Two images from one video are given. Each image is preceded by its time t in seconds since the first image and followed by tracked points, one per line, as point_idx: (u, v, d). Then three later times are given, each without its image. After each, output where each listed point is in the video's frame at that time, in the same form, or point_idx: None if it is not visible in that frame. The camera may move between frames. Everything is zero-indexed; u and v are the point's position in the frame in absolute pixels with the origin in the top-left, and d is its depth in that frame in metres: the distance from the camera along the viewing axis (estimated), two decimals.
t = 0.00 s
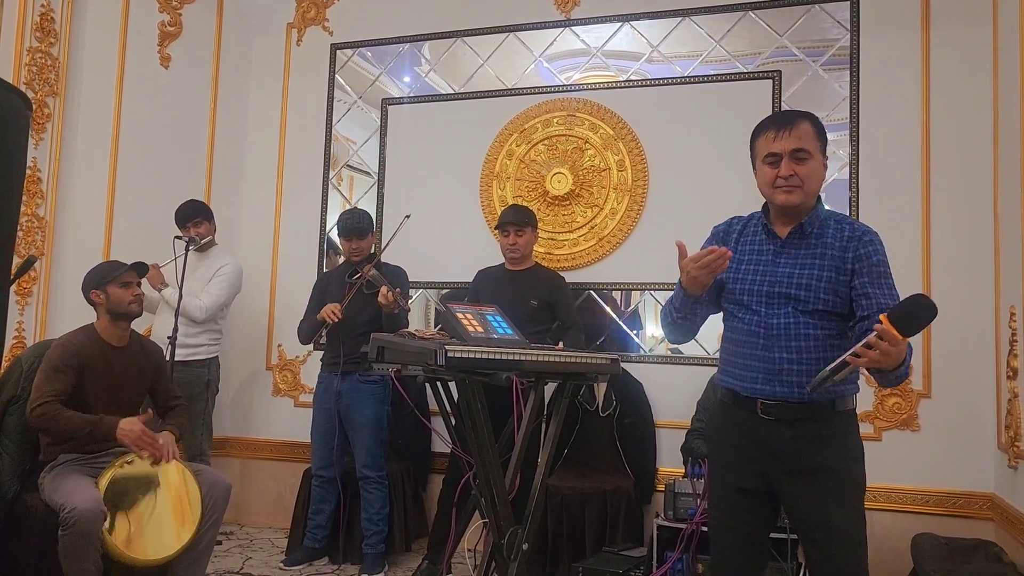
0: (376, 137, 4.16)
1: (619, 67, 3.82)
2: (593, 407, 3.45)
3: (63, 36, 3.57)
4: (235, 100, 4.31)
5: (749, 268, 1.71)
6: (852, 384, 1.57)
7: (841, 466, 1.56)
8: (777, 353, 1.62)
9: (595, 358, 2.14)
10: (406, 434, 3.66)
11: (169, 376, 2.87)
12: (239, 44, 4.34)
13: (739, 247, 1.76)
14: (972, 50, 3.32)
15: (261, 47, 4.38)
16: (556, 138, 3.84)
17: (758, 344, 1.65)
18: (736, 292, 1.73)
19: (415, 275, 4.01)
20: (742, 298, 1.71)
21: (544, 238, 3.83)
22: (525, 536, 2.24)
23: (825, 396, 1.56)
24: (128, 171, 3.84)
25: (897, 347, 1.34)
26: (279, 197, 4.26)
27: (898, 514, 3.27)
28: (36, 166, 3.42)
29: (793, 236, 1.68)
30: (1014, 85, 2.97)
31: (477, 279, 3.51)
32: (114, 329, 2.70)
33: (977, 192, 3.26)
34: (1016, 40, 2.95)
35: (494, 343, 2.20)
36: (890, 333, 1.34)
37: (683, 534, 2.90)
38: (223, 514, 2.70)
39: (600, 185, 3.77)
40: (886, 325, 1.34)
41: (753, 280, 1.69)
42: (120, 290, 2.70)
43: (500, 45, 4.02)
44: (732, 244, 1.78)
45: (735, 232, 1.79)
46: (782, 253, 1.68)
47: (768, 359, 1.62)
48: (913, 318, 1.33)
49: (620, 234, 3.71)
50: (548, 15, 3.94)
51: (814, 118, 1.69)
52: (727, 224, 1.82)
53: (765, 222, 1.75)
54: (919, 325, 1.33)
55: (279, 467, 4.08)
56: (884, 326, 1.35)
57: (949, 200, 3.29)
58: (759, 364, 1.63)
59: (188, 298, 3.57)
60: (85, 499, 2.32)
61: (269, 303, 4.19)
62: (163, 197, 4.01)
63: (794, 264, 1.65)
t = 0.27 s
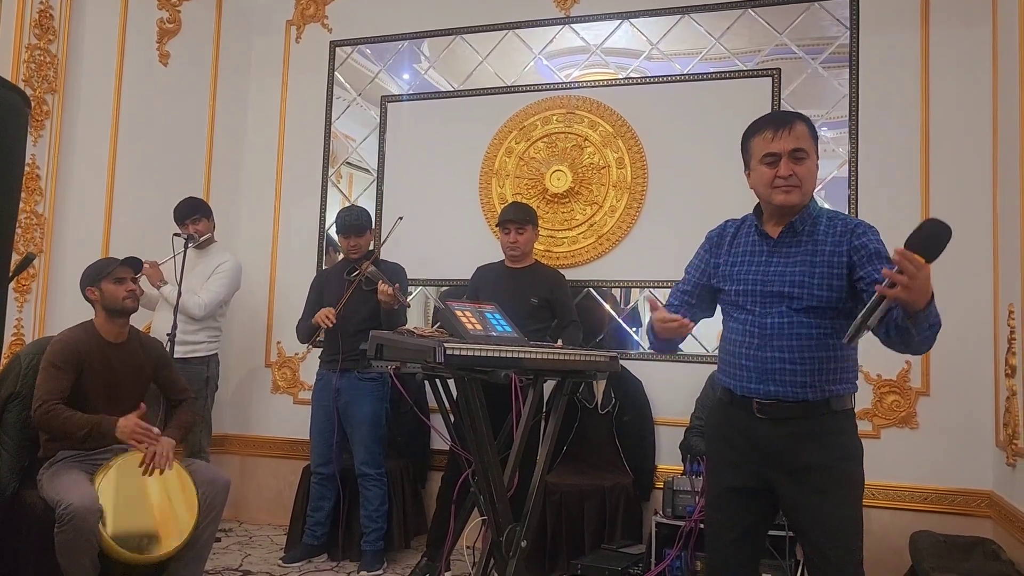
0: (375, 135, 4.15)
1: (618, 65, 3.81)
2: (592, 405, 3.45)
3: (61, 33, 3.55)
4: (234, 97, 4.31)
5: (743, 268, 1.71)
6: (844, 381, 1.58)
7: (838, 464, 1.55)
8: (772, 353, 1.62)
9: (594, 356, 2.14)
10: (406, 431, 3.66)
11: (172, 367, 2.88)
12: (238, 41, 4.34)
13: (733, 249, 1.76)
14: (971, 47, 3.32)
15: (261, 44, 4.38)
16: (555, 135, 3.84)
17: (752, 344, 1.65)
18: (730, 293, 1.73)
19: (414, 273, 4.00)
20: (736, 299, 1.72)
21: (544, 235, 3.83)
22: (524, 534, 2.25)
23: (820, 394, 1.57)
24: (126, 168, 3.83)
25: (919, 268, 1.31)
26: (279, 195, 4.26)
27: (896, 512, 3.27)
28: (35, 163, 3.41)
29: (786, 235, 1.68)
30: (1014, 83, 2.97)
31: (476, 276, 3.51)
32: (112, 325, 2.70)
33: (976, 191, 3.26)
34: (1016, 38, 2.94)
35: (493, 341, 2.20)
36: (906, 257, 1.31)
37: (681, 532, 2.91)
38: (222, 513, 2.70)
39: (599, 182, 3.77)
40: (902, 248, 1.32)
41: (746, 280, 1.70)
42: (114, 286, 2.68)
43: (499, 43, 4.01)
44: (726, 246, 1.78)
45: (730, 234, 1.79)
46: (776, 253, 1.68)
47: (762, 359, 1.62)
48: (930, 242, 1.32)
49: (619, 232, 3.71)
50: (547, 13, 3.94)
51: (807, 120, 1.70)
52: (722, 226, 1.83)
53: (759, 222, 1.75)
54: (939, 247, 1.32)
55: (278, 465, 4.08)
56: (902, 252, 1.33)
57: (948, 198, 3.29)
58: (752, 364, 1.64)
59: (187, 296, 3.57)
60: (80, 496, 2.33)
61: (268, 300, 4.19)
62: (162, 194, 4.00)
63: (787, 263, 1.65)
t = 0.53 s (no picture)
0: (374, 132, 4.15)
1: (617, 63, 3.81)
2: (591, 403, 3.45)
3: (60, 31, 3.54)
4: (233, 95, 4.31)
5: (772, 260, 1.65)
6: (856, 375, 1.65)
7: (843, 463, 1.57)
8: (811, 348, 1.59)
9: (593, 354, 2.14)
10: (404, 429, 3.66)
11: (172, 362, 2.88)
12: (237, 39, 4.34)
13: (753, 238, 1.69)
14: (970, 45, 3.32)
15: (260, 42, 4.38)
16: (554, 133, 3.84)
17: (788, 337, 1.60)
18: (756, 285, 1.66)
19: (413, 271, 4.00)
20: (762, 292, 1.66)
21: (543, 233, 3.82)
22: (523, 532, 2.25)
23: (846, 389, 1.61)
24: (125, 166, 3.83)
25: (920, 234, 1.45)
26: (277, 193, 4.25)
27: (895, 510, 3.27)
28: (33, 161, 3.40)
29: (808, 228, 1.68)
30: (1013, 81, 2.97)
31: (476, 274, 3.51)
32: (112, 322, 2.70)
33: (975, 189, 3.26)
34: (1015, 36, 2.94)
35: (492, 339, 2.20)
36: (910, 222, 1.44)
37: (681, 530, 2.91)
38: (223, 508, 2.70)
39: (598, 180, 3.76)
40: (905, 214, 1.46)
41: (778, 272, 1.64)
42: (116, 284, 2.68)
43: (498, 41, 4.01)
44: (744, 235, 1.69)
45: (745, 222, 1.71)
46: (803, 247, 1.66)
47: (798, 354, 1.59)
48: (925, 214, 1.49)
49: (618, 230, 3.71)
50: (546, 11, 3.94)
51: (810, 114, 1.69)
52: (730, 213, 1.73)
53: (772, 212, 1.70)
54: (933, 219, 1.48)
55: (277, 463, 4.08)
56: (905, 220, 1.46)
57: (948, 197, 3.29)
58: (789, 359, 1.59)
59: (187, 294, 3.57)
60: (84, 492, 2.33)
61: (267, 298, 4.19)
62: (161, 192, 4.00)
63: (819, 256, 1.64)
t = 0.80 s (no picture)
0: (373, 131, 4.15)
1: (617, 62, 3.81)
2: (589, 401, 3.46)
3: (59, 29, 3.54)
4: (232, 93, 4.31)
5: (764, 264, 1.66)
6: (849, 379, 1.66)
7: (841, 463, 1.58)
8: (802, 353, 1.60)
9: (592, 353, 2.14)
10: (403, 429, 3.66)
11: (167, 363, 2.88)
12: (236, 37, 4.33)
13: (745, 242, 1.70)
14: (969, 44, 3.32)
15: (259, 40, 4.37)
16: (553, 132, 3.84)
17: (780, 343, 1.61)
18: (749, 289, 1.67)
19: (412, 270, 4.01)
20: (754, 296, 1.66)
21: (542, 232, 3.83)
22: (522, 531, 2.25)
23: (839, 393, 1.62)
24: (124, 164, 3.83)
25: (930, 287, 1.44)
26: (276, 191, 4.25)
27: (894, 508, 3.28)
28: (32, 160, 3.41)
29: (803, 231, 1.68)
30: (1012, 80, 2.97)
31: (475, 272, 3.51)
32: (110, 321, 2.70)
33: (973, 188, 3.26)
34: (1014, 35, 2.94)
35: (490, 338, 2.20)
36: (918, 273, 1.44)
37: (679, 528, 2.91)
38: (219, 507, 2.70)
39: (597, 179, 3.76)
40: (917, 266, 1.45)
41: (770, 277, 1.65)
42: (111, 282, 2.68)
43: (497, 39, 4.01)
44: (735, 239, 1.71)
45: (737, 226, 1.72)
46: (794, 251, 1.66)
47: (790, 359, 1.60)
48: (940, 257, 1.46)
49: (617, 229, 3.71)
50: (546, 10, 3.94)
51: (805, 116, 1.69)
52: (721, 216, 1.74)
53: (767, 216, 1.71)
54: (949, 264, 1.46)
55: (276, 461, 4.08)
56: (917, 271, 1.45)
57: (947, 196, 3.30)
58: (780, 364, 1.60)
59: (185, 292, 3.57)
60: (79, 493, 2.33)
61: (266, 297, 4.19)
62: (160, 191, 4.00)
63: (811, 261, 1.65)
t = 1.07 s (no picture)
0: (372, 130, 4.15)
1: (616, 61, 3.81)
2: (588, 400, 3.46)
3: (57, 28, 3.54)
4: (230, 92, 4.30)
5: (741, 267, 1.71)
6: (842, 378, 1.60)
7: (835, 462, 1.56)
8: (772, 351, 1.62)
9: (590, 352, 2.14)
10: (402, 427, 3.66)
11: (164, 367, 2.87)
12: (235, 36, 4.33)
13: (729, 247, 1.76)
14: (968, 43, 3.32)
15: (258, 39, 4.36)
16: (552, 131, 3.84)
17: (753, 343, 1.65)
18: (729, 292, 1.72)
19: (411, 269, 4.01)
20: (735, 298, 1.71)
21: (541, 231, 3.83)
22: (520, 530, 2.25)
23: (822, 392, 1.58)
24: (123, 163, 3.82)
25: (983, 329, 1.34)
26: (275, 190, 4.25)
27: (892, 507, 3.28)
28: (30, 159, 3.41)
29: (779, 232, 1.69)
30: (1010, 80, 2.97)
31: (474, 271, 3.51)
32: (109, 321, 2.70)
33: (972, 188, 3.26)
34: (1013, 34, 2.94)
35: (489, 337, 2.20)
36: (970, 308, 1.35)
37: (677, 528, 2.91)
38: (219, 507, 2.70)
39: (596, 178, 3.76)
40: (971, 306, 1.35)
41: (745, 279, 1.69)
42: (111, 282, 2.68)
43: (496, 38, 4.01)
44: (720, 244, 1.78)
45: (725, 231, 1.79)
46: (771, 252, 1.68)
47: (762, 358, 1.62)
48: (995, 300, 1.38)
49: (616, 228, 3.71)
50: (545, 8, 3.93)
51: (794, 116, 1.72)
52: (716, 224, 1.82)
53: (752, 219, 1.75)
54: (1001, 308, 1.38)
55: (275, 460, 4.08)
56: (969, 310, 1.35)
57: (945, 195, 3.30)
58: (754, 364, 1.63)
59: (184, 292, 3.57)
60: (79, 491, 2.33)
61: (265, 296, 4.19)
62: (159, 190, 4.00)
63: (783, 259, 1.66)
